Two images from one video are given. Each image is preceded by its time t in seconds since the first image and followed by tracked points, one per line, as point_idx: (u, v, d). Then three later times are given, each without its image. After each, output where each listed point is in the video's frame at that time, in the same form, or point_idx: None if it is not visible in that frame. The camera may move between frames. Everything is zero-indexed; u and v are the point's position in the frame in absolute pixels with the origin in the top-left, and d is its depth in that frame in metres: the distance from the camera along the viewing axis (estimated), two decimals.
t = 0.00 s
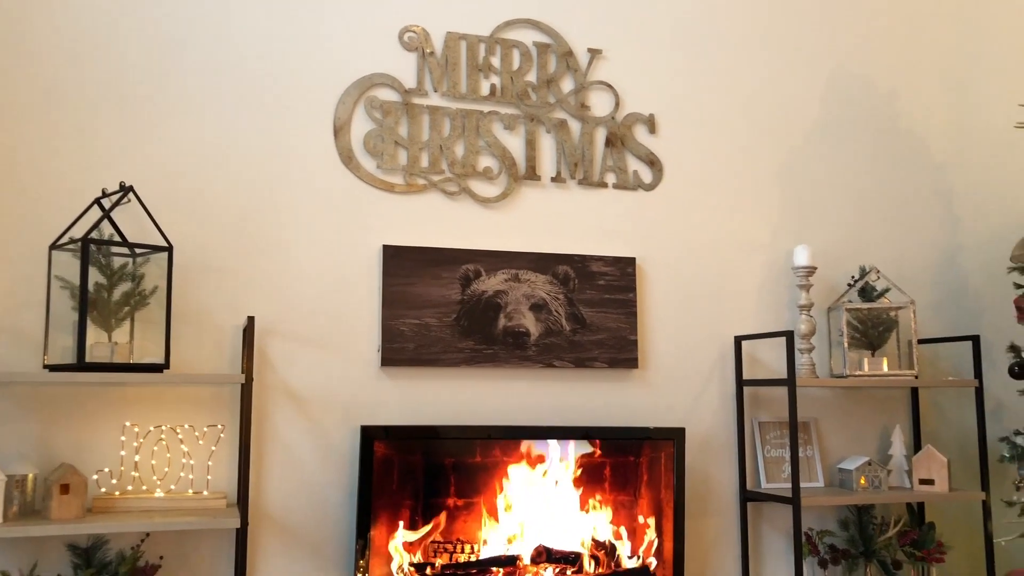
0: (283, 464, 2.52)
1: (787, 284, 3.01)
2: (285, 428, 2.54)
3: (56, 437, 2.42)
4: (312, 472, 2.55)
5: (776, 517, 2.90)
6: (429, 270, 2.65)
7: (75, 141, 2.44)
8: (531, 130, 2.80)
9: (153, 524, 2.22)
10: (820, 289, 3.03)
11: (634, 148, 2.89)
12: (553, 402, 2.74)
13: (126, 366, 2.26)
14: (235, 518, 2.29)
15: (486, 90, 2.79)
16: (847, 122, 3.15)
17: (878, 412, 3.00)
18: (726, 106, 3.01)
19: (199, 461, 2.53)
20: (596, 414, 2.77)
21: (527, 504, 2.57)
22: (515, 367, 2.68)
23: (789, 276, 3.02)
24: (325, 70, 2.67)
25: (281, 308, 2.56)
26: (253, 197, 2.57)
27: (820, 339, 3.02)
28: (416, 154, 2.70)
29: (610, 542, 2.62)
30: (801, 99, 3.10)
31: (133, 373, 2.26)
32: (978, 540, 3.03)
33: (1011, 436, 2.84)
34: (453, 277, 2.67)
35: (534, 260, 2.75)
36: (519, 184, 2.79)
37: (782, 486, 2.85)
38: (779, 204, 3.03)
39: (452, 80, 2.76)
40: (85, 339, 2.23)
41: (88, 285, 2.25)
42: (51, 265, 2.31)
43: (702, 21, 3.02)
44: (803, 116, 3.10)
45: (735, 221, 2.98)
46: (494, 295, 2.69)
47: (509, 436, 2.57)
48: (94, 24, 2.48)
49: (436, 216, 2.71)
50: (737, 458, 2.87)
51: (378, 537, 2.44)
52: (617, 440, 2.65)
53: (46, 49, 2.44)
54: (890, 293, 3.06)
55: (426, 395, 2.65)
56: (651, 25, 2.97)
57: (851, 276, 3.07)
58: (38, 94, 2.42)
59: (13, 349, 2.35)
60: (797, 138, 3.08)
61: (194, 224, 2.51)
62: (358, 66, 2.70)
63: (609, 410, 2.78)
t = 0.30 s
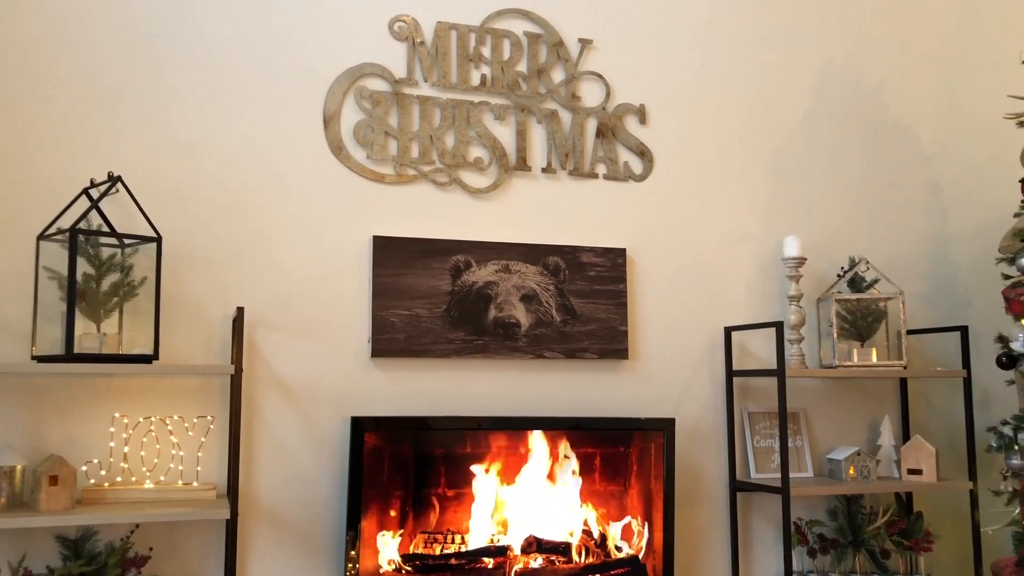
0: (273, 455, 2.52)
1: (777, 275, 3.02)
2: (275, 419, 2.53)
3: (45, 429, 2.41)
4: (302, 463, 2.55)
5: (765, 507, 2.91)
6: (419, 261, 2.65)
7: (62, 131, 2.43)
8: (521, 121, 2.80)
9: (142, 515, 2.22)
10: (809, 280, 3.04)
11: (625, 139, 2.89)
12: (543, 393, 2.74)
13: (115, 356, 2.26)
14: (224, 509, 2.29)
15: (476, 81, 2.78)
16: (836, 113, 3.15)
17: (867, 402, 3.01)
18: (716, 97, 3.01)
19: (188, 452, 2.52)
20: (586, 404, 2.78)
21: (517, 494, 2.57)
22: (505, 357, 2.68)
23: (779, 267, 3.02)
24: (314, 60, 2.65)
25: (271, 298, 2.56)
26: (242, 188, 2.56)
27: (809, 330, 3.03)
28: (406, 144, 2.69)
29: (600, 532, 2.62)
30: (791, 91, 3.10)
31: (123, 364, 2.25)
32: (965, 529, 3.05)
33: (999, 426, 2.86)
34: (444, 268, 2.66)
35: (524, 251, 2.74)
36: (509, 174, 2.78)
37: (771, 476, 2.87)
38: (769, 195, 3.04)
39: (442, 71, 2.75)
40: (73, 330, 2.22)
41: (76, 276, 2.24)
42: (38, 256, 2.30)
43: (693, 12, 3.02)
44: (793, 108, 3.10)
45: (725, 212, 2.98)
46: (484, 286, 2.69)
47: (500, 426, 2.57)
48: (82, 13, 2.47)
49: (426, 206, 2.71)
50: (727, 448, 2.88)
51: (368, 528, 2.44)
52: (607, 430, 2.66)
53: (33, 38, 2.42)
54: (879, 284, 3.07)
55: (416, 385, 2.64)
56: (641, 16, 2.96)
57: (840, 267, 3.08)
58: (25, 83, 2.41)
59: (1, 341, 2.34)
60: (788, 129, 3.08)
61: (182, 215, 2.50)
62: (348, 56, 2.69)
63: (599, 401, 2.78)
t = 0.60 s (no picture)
0: (266, 445, 2.52)
1: (769, 265, 3.02)
2: (268, 409, 2.53)
3: (37, 419, 2.41)
4: (295, 453, 2.54)
5: (758, 496, 2.92)
6: (412, 251, 2.64)
7: (53, 120, 2.41)
8: (514, 111, 2.79)
9: (135, 504, 2.22)
10: (802, 270, 3.04)
11: (618, 129, 2.89)
12: (536, 383, 2.75)
13: (107, 346, 2.25)
14: (217, 499, 2.29)
15: (469, 70, 2.78)
16: (829, 104, 3.15)
17: (859, 392, 3.02)
18: (710, 87, 3.01)
19: (181, 443, 2.52)
20: (579, 394, 2.78)
21: (510, 484, 2.57)
22: (498, 347, 2.68)
23: (772, 257, 3.03)
24: (305, 49, 2.65)
25: (263, 288, 2.55)
26: (234, 178, 2.55)
27: (802, 320, 3.03)
28: (398, 134, 2.69)
29: (593, 521, 2.63)
30: (785, 81, 3.10)
31: (114, 354, 2.25)
32: (956, 518, 3.07)
33: (989, 415, 2.87)
34: (437, 258, 2.66)
35: (517, 241, 2.74)
36: (502, 164, 2.78)
37: (764, 466, 2.88)
38: (762, 185, 3.04)
39: (435, 60, 2.74)
40: (65, 320, 2.21)
41: (67, 266, 2.23)
42: (30, 246, 2.29)
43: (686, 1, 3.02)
44: (786, 98, 3.10)
45: (718, 202, 2.98)
46: (477, 276, 2.69)
47: (493, 416, 2.57)
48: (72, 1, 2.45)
49: (418, 196, 2.70)
50: (720, 438, 2.89)
51: (361, 517, 2.44)
52: (601, 420, 2.66)
53: (22, 26, 2.41)
54: (872, 274, 3.07)
55: (409, 375, 2.64)
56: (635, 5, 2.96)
57: (833, 257, 3.09)
58: (14, 71, 2.39)
59: None
60: (780, 119, 3.08)
61: (174, 204, 2.50)
62: (340, 45, 2.68)
63: (592, 391, 2.79)
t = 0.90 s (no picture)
0: (261, 433, 2.52)
1: (765, 253, 3.02)
2: (263, 398, 2.52)
3: (31, 407, 2.40)
4: (290, 441, 2.54)
5: (752, 484, 2.93)
6: (407, 239, 2.63)
7: (45, 106, 2.40)
8: (510, 98, 2.78)
9: (129, 493, 2.21)
10: (798, 259, 3.04)
11: (614, 117, 2.88)
12: (531, 372, 2.74)
13: (101, 334, 2.24)
14: (211, 487, 2.28)
15: (464, 57, 2.76)
16: (825, 92, 3.15)
17: (853, 381, 3.03)
18: (705, 75, 3.00)
19: (176, 431, 2.51)
20: (574, 382, 2.78)
21: (505, 473, 2.57)
22: (493, 336, 2.68)
23: (768, 245, 3.03)
24: (299, 36, 2.63)
25: (257, 276, 2.54)
26: (227, 165, 2.54)
27: (797, 309, 3.04)
28: (393, 121, 2.67)
29: (589, 509, 2.63)
30: (781, 69, 3.10)
31: (108, 342, 2.23)
32: (950, 505, 3.08)
33: (983, 404, 2.88)
34: (432, 246, 2.65)
35: (513, 229, 2.73)
36: (497, 152, 2.77)
37: (759, 454, 2.88)
38: (758, 173, 3.03)
39: (429, 47, 2.73)
40: (58, 308, 2.20)
41: (60, 253, 2.21)
42: (21, 234, 2.27)
43: None
44: (782, 86, 3.09)
45: (714, 190, 2.98)
46: (473, 264, 2.68)
47: (489, 405, 2.57)
48: None
49: (414, 184, 2.69)
50: (715, 426, 2.90)
51: (356, 505, 2.44)
52: (596, 409, 2.66)
53: (13, 10, 2.39)
54: (867, 263, 3.07)
55: (404, 364, 2.64)
56: None
57: (828, 246, 3.09)
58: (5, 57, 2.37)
59: None
60: (776, 107, 3.08)
61: (168, 192, 2.48)
62: (334, 31, 2.66)
63: (588, 380, 2.79)
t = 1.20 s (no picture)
0: (255, 421, 2.51)
1: (761, 242, 3.01)
2: (257, 385, 2.52)
3: (23, 394, 2.38)
4: (284, 429, 2.53)
5: (747, 472, 2.93)
6: (402, 227, 2.62)
7: (37, 91, 2.37)
8: (505, 85, 2.76)
9: (123, 481, 2.20)
10: (794, 247, 3.04)
11: (610, 104, 2.87)
12: (526, 360, 2.74)
13: (94, 322, 2.22)
14: (206, 475, 2.28)
15: (459, 44, 2.75)
16: (822, 80, 3.14)
17: (849, 369, 3.03)
18: (702, 62, 2.99)
19: (169, 419, 2.50)
20: (569, 370, 2.77)
21: (500, 461, 2.57)
22: (489, 324, 2.67)
23: (764, 234, 3.02)
24: (294, 21, 2.61)
25: (251, 264, 2.53)
26: (221, 152, 2.52)
27: (792, 297, 3.03)
28: (388, 108, 2.66)
29: (584, 498, 2.63)
30: (778, 57, 3.08)
31: (101, 329, 2.22)
32: (943, 494, 3.09)
33: (978, 393, 2.88)
34: (427, 234, 2.64)
35: (508, 217, 2.72)
36: (493, 139, 2.76)
37: (753, 442, 2.88)
38: (754, 161, 3.02)
39: (425, 33, 2.71)
40: (51, 295, 2.18)
41: (53, 240, 2.20)
42: (13, 220, 2.25)
43: None
44: (779, 74, 3.08)
45: (710, 179, 2.97)
46: (468, 253, 2.67)
47: (484, 393, 2.56)
48: None
49: (409, 171, 2.68)
50: (710, 414, 2.90)
51: (351, 493, 2.43)
52: (591, 397, 2.65)
53: None
54: (863, 252, 3.07)
55: (399, 352, 2.63)
56: None
57: (824, 234, 3.08)
58: None
59: None
60: (773, 95, 3.07)
61: (161, 179, 2.47)
62: (329, 17, 2.64)
63: (583, 368, 2.78)
